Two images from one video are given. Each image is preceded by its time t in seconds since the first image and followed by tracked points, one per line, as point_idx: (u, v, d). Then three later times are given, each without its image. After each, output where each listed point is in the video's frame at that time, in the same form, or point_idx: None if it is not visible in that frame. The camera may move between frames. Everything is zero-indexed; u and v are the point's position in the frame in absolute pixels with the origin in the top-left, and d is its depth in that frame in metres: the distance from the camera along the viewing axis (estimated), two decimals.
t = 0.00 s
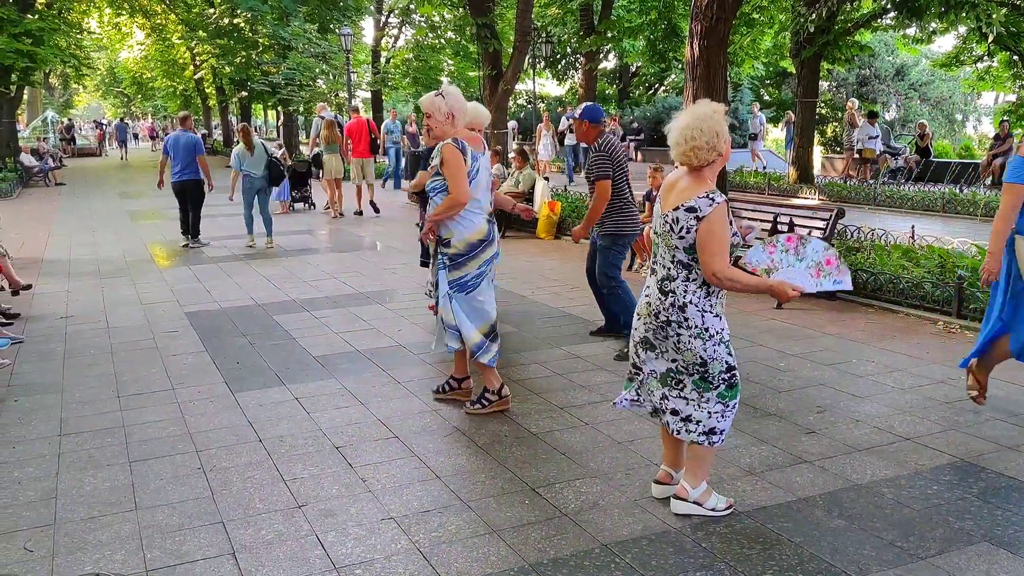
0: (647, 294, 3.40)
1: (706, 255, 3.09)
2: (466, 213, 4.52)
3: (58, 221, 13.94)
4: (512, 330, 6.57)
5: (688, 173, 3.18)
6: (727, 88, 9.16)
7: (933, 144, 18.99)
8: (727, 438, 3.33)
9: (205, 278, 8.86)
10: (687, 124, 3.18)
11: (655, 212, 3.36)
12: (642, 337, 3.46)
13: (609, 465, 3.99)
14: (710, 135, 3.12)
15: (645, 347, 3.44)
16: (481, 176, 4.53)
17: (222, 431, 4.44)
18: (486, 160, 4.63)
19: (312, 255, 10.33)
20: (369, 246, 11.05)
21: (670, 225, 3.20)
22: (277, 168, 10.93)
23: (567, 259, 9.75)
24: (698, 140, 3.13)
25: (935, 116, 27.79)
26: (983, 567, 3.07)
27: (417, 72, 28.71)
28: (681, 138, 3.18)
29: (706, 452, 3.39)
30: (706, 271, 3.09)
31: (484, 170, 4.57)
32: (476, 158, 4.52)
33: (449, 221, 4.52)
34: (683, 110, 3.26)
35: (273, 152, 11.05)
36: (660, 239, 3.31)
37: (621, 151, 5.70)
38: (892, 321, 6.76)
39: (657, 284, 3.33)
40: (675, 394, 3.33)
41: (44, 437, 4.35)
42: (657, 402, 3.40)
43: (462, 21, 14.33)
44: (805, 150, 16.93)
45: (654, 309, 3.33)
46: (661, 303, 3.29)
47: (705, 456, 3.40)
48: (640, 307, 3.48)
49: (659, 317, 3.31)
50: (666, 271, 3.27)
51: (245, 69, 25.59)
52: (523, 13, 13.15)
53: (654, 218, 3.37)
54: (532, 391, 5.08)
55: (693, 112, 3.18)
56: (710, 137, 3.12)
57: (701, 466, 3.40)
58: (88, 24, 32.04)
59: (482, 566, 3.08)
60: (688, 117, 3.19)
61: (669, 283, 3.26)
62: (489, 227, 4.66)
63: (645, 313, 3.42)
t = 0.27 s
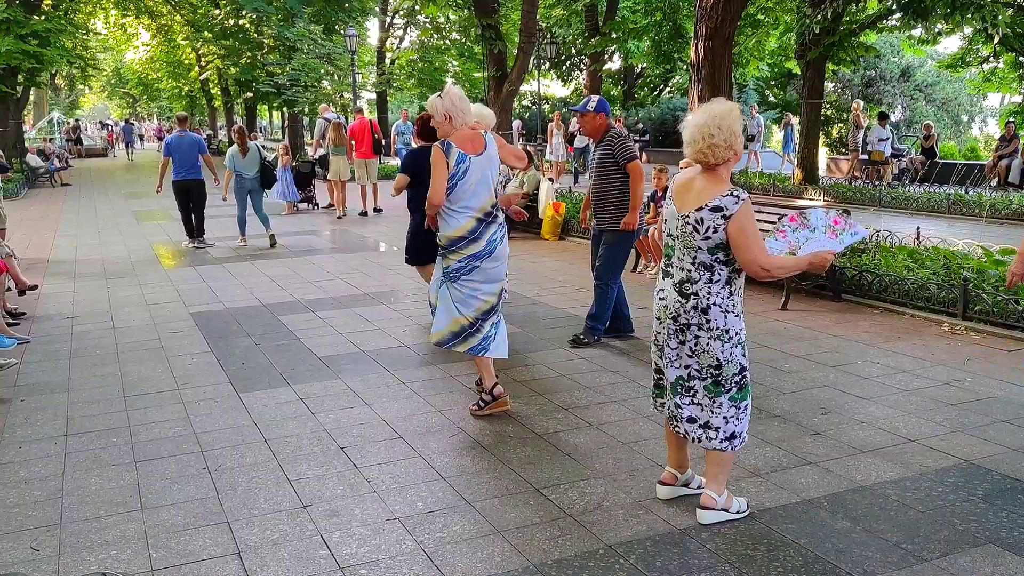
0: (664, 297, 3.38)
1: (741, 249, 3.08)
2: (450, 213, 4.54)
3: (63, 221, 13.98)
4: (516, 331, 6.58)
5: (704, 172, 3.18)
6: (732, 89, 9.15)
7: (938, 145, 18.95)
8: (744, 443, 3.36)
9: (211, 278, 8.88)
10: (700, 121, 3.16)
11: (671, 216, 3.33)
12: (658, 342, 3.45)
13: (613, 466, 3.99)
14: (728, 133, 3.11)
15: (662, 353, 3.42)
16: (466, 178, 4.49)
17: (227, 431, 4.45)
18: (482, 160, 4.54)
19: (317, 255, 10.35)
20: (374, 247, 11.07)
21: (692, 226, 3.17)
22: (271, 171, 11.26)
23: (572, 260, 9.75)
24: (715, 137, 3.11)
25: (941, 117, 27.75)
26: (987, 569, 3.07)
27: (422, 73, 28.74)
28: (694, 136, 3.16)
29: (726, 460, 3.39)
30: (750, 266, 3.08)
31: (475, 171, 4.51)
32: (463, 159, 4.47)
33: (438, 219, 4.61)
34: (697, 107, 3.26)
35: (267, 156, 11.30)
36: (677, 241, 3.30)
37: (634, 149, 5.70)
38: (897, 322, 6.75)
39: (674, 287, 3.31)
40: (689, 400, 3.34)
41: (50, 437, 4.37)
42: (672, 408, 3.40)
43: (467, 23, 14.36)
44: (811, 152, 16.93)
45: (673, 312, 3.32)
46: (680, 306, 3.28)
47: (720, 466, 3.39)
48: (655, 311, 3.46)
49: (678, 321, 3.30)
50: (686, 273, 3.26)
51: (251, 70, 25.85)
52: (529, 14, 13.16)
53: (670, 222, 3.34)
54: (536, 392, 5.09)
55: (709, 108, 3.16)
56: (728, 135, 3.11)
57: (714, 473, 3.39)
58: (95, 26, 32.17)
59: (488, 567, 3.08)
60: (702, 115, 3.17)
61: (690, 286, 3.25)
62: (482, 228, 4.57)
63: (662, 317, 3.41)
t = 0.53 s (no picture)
0: (686, 304, 3.32)
1: (780, 240, 3.14)
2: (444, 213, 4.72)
3: (68, 222, 14.01)
4: (520, 332, 6.58)
5: (722, 171, 3.21)
6: (736, 89, 9.15)
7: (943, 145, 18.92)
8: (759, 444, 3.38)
9: (216, 279, 8.90)
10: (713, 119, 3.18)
11: (690, 220, 3.27)
12: (681, 352, 3.37)
13: (618, 467, 3.99)
14: (745, 129, 3.14)
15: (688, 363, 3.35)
16: (457, 181, 4.63)
17: (231, 432, 4.46)
18: (475, 162, 4.66)
19: (321, 256, 10.37)
20: (378, 247, 11.08)
21: (722, 226, 3.17)
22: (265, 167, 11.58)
23: (576, 260, 9.76)
24: (733, 135, 3.13)
25: (945, 118, 27.69)
26: (992, 570, 3.06)
27: (426, 74, 28.76)
28: (707, 136, 3.18)
29: (737, 454, 3.40)
30: (800, 247, 3.14)
31: (467, 174, 4.64)
32: (455, 162, 4.61)
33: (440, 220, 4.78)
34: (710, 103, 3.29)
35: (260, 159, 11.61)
36: (698, 244, 3.25)
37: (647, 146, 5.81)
38: (902, 323, 6.74)
39: (698, 292, 3.27)
40: (717, 406, 3.31)
41: (54, 437, 4.37)
42: (699, 418, 3.35)
43: (471, 23, 14.37)
44: (815, 153, 16.92)
45: (700, 317, 3.27)
46: (709, 309, 3.24)
47: (730, 460, 3.40)
48: (674, 320, 3.38)
49: (707, 325, 3.26)
50: (713, 276, 3.23)
51: (254, 70, 26.35)
52: (533, 14, 13.16)
53: (688, 226, 3.28)
54: (542, 392, 5.10)
55: (723, 105, 3.19)
56: (746, 130, 3.13)
57: (723, 474, 3.40)
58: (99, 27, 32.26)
59: (493, 567, 3.08)
60: (714, 112, 3.20)
61: (718, 288, 3.23)
62: (471, 230, 4.69)
63: (684, 325, 3.33)
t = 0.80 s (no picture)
0: (696, 310, 3.30)
1: (791, 242, 3.17)
2: (434, 217, 4.74)
3: (72, 224, 14.04)
4: (523, 334, 6.58)
5: (731, 176, 3.22)
6: (738, 91, 9.15)
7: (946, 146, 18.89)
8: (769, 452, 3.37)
9: (219, 280, 8.91)
10: (720, 123, 3.20)
11: (700, 226, 3.25)
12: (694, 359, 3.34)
13: (621, 468, 3.99)
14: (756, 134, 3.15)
15: (702, 370, 3.31)
16: (443, 186, 4.64)
17: (235, 433, 4.46)
18: (463, 168, 4.64)
19: (324, 258, 10.38)
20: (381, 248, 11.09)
21: (733, 230, 3.17)
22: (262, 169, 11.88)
23: (579, 262, 9.76)
24: (744, 142, 3.14)
25: (948, 119, 27.66)
26: (996, 572, 3.06)
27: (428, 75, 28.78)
28: (716, 141, 3.18)
29: (736, 468, 3.38)
30: (810, 250, 3.17)
31: (453, 179, 4.63)
32: (442, 166, 4.63)
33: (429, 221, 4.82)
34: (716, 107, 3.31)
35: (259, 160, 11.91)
36: (708, 249, 3.24)
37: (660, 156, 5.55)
38: (904, 325, 6.74)
39: (710, 298, 3.26)
40: (739, 415, 3.28)
41: (58, 438, 4.38)
42: (718, 427, 3.31)
43: (474, 25, 14.39)
44: (817, 154, 16.92)
45: (715, 324, 3.25)
46: (723, 315, 3.24)
47: (729, 474, 3.39)
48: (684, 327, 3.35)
49: (722, 331, 3.25)
50: (725, 280, 3.23)
51: (257, 73, 26.48)
52: (536, 16, 13.17)
53: (697, 232, 3.26)
54: (545, 394, 5.10)
55: (729, 108, 3.21)
56: (756, 135, 3.15)
57: (725, 480, 3.40)
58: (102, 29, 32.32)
59: (496, 569, 3.08)
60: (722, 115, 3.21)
61: (731, 292, 3.23)
62: (454, 236, 4.67)
63: (695, 332, 3.31)
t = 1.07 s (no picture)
0: (685, 306, 3.32)
1: (775, 246, 3.16)
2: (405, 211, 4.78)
3: (73, 226, 14.06)
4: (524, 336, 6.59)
5: (726, 175, 3.23)
6: (739, 93, 9.16)
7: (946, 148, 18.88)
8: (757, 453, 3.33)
9: (219, 282, 8.92)
10: (719, 123, 3.20)
11: (690, 222, 3.28)
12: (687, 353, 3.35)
13: (622, 470, 3.99)
14: (751, 139, 3.16)
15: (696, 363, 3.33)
16: (417, 183, 4.68)
17: (236, 435, 4.47)
18: (440, 169, 4.67)
19: (324, 260, 10.39)
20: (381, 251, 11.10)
21: (720, 230, 3.19)
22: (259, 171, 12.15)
23: (579, 264, 9.77)
24: (744, 140, 3.15)
25: (948, 121, 27.70)
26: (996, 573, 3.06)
27: (429, 78, 28.79)
28: (713, 141, 3.18)
29: (737, 462, 3.39)
30: (791, 258, 3.17)
31: (429, 177, 4.66)
32: (421, 163, 4.67)
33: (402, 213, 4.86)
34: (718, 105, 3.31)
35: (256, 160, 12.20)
36: (697, 246, 3.27)
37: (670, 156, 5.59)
38: (905, 327, 6.74)
39: (697, 294, 3.28)
40: (729, 411, 3.27)
41: (60, 440, 4.39)
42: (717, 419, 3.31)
43: (474, 27, 14.40)
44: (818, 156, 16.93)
45: (701, 320, 3.27)
46: (709, 311, 3.25)
47: (728, 467, 3.39)
48: (675, 322, 3.38)
49: (708, 327, 3.26)
50: (712, 277, 3.25)
51: (258, 75, 26.30)
52: (536, 18, 13.19)
53: (688, 228, 3.29)
54: (545, 396, 5.10)
55: (731, 109, 3.20)
56: (752, 137, 3.16)
57: (724, 474, 3.40)
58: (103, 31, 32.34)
59: (497, 570, 3.09)
60: (722, 116, 3.20)
61: (717, 289, 3.24)
62: (419, 234, 4.71)
63: (685, 327, 3.33)
